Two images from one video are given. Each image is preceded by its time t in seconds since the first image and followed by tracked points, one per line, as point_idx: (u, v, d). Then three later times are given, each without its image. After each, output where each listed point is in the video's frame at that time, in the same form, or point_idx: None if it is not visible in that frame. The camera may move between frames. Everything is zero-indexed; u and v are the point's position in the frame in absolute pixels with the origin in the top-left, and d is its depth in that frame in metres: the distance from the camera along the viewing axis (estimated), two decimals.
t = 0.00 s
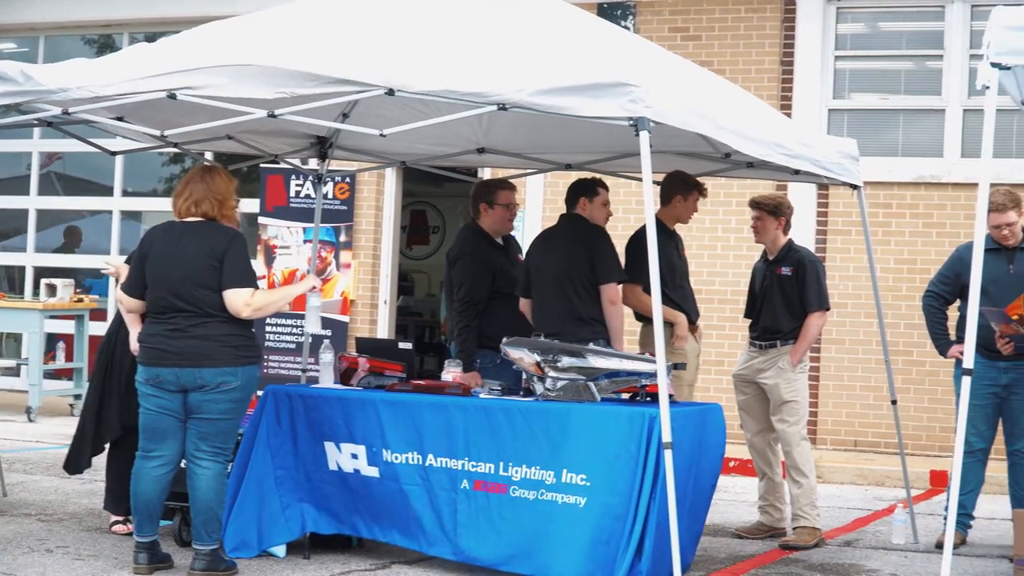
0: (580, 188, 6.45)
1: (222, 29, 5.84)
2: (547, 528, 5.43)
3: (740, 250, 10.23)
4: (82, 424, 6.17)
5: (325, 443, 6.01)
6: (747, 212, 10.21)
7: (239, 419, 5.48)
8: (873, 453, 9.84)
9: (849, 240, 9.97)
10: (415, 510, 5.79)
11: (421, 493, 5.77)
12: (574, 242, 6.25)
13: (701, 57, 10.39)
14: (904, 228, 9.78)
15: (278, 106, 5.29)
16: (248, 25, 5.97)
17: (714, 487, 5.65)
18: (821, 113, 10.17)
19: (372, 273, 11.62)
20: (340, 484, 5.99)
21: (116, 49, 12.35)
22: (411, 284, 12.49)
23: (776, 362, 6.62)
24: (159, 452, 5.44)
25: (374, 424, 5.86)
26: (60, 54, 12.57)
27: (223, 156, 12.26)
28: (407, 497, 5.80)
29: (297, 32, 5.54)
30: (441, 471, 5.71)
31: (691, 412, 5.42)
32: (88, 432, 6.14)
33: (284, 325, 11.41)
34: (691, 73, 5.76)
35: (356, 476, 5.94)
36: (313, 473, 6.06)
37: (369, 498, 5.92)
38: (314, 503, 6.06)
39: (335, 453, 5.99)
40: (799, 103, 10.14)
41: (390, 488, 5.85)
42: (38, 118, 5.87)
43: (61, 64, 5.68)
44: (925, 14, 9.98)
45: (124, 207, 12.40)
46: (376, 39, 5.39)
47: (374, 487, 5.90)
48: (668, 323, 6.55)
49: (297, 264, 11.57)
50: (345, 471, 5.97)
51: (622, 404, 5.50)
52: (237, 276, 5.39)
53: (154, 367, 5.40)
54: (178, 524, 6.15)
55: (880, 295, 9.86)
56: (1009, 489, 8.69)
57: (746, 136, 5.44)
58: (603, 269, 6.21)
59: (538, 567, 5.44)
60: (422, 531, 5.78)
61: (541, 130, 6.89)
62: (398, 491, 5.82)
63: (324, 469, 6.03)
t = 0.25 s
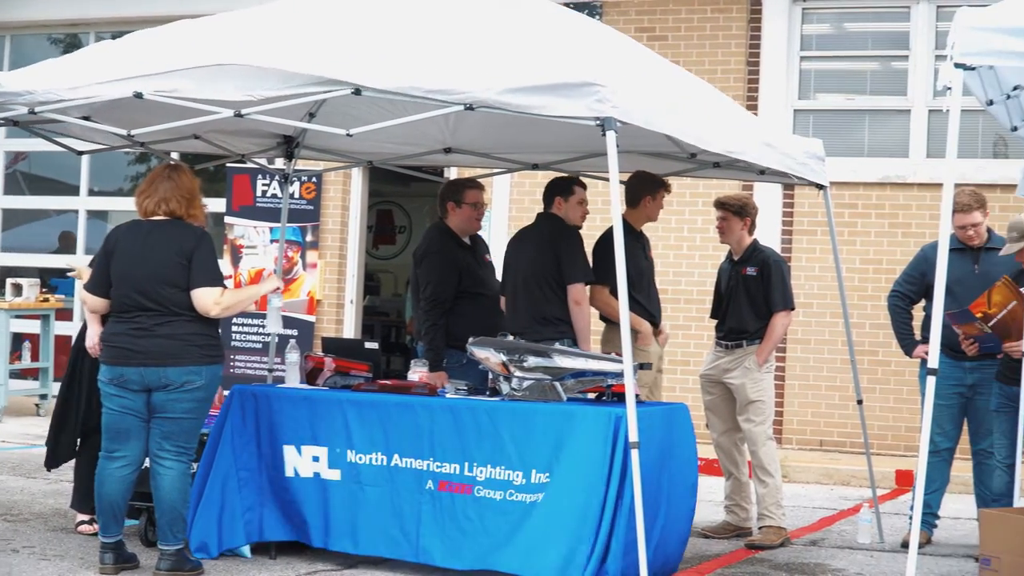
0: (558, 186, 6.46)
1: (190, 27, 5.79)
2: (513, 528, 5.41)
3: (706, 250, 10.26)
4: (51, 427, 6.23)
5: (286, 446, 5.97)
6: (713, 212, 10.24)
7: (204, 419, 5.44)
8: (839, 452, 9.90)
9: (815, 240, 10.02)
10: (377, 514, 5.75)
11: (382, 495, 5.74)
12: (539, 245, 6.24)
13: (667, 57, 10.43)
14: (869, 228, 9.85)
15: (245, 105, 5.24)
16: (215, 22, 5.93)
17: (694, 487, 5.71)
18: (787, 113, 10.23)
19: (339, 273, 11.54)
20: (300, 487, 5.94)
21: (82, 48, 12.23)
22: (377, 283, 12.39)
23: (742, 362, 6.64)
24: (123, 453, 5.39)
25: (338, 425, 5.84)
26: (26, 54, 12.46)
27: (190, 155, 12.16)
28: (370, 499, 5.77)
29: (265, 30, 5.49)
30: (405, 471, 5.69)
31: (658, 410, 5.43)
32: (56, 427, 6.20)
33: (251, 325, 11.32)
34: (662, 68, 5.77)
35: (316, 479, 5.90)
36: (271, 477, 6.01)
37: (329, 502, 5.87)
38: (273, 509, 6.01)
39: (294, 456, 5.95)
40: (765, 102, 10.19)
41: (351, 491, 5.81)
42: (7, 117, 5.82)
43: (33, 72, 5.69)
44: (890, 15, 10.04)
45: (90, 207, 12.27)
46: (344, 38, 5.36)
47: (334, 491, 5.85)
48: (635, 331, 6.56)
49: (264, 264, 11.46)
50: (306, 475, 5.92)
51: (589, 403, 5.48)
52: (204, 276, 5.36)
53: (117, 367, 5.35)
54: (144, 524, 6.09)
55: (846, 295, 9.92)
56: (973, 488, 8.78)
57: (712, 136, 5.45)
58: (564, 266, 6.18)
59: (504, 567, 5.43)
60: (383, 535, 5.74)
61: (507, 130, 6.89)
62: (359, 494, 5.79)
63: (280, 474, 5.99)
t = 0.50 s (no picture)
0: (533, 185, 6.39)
1: (160, 27, 5.75)
2: (481, 527, 5.41)
3: (676, 250, 10.28)
4: (41, 441, 6.22)
5: (250, 446, 5.92)
6: (682, 212, 10.26)
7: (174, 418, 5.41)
8: (808, 452, 9.95)
9: (784, 240, 10.07)
10: (344, 515, 5.72)
11: (349, 495, 5.71)
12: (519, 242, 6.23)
13: (637, 57, 10.46)
14: (839, 228, 9.90)
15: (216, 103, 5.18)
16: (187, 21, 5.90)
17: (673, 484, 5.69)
18: (756, 113, 10.27)
19: (309, 273, 11.49)
20: (264, 488, 5.89)
21: (52, 48, 12.11)
22: (348, 283, 12.40)
23: (711, 362, 6.66)
24: (92, 453, 5.34)
25: (306, 425, 5.81)
26: None
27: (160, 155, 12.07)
28: (336, 500, 5.73)
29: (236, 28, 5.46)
30: (371, 471, 5.66)
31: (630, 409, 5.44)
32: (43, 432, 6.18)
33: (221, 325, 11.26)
34: (629, 71, 5.77)
35: (281, 480, 5.85)
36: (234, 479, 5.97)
37: (293, 503, 5.82)
38: (236, 510, 5.96)
39: (259, 457, 5.90)
40: (734, 102, 10.24)
41: (316, 492, 5.77)
42: None
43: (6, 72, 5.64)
44: (860, 15, 10.10)
45: (60, 206, 12.16)
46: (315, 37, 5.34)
47: (299, 491, 5.81)
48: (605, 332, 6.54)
49: (234, 264, 11.41)
50: (270, 476, 5.88)
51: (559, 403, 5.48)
52: (177, 277, 5.33)
53: (87, 366, 5.30)
54: (115, 523, 6.05)
55: (815, 294, 9.98)
56: (942, 487, 8.86)
57: (682, 136, 5.46)
58: (542, 266, 6.15)
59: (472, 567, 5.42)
60: (350, 535, 5.71)
61: (478, 130, 6.88)
62: (325, 494, 5.75)
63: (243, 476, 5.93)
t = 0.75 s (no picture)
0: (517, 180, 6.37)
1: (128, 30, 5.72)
2: (443, 525, 5.39)
3: (642, 250, 10.31)
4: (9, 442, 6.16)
5: (212, 446, 5.88)
6: (648, 212, 10.28)
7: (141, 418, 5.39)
8: (774, 451, 10.00)
9: (750, 241, 10.11)
10: (304, 515, 5.67)
11: (309, 495, 5.66)
12: (513, 243, 6.12)
13: (604, 57, 10.48)
14: (804, 228, 9.96)
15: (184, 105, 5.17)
16: (156, 24, 5.88)
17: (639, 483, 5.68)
18: (723, 114, 10.32)
19: (275, 273, 11.42)
20: (223, 489, 5.83)
21: (16, 47, 11.99)
22: (314, 283, 12.30)
23: (677, 362, 6.68)
24: (57, 453, 5.30)
25: (270, 425, 5.78)
26: None
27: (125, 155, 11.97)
28: (296, 500, 5.69)
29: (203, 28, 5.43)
30: (332, 471, 5.63)
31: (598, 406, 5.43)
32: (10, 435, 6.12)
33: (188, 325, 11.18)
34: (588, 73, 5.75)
35: (240, 481, 5.80)
36: (189, 480, 5.90)
37: (253, 504, 5.77)
38: (192, 512, 5.88)
39: (219, 457, 5.85)
40: (700, 102, 10.28)
41: (277, 492, 5.73)
42: None
43: None
44: (826, 16, 10.16)
45: (25, 206, 12.01)
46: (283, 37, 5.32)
47: (260, 492, 5.76)
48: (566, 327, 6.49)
49: (200, 263, 11.31)
50: (230, 477, 5.82)
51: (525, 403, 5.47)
52: (145, 279, 5.30)
53: (53, 366, 5.26)
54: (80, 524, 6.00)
55: (781, 295, 10.03)
56: (907, 488, 8.93)
57: (646, 137, 5.45)
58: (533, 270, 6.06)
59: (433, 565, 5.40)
60: (310, 536, 5.66)
61: (443, 130, 6.85)
62: (285, 494, 5.71)
63: (204, 476, 5.88)
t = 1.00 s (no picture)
0: (493, 181, 6.35)
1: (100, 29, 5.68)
2: (408, 523, 5.34)
3: (614, 250, 10.31)
4: None
5: (179, 444, 5.85)
6: (620, 212, 10.29)
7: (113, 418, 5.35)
8: (746, 451, 10.04)
9: (721, 241, 10.15)
10: (270, 514, 5.61)
11: (276, 494, 5.61)
12: (502, 246, 6.04)
13: (576, 57, 10.50)
14: (775, 228, 10.00)
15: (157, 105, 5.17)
16: (130, 23, 5.85)
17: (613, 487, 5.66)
18: (694, 114, 10.35)
19: (247, 273, 11.34)
20: (188, 488, 5.77)
21: None
22: (286, 283, 12.25)
23: (648, 362, 6.69)
24: (29, 454, 5.26)
25: (239, 424, 5.76)
26: None
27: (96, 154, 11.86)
28: (262, 499, 5.63)
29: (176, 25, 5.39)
30: (297, 469, 5.60)
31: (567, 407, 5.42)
32: None
33: (159, 325, 11.10)
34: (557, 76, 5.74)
35: (205, 480, 5.75)
36: (157, 479, 5.85)
37: (218, 504, 5.70)
38: (156, 512, 5.82)
39: (187, 455, 5.82)
40: (671, 103, 10.30)
41: (242, 491, 5.68)
42: None
43: None
44: (798, 17, 10.20)
45: None
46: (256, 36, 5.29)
47: (225, 492, 5.70)
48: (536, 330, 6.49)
49: (172, 263, 11.21)
50: (196, 476, 5.77)
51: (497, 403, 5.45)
52: (117, 278, 5.27)
53: (28, 366, 5.22)
54: (52, 524, 5.96)
55: (752, 294, 10.07)
56: (878, 487, 8.99)
57: (618, 136, 5.45)
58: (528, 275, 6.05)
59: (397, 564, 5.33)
60: (274, 535, 5.58)
61: (415, 131, 6.77)
62: (251, 493, 5.66)
63: (171, 475, 5.83)
